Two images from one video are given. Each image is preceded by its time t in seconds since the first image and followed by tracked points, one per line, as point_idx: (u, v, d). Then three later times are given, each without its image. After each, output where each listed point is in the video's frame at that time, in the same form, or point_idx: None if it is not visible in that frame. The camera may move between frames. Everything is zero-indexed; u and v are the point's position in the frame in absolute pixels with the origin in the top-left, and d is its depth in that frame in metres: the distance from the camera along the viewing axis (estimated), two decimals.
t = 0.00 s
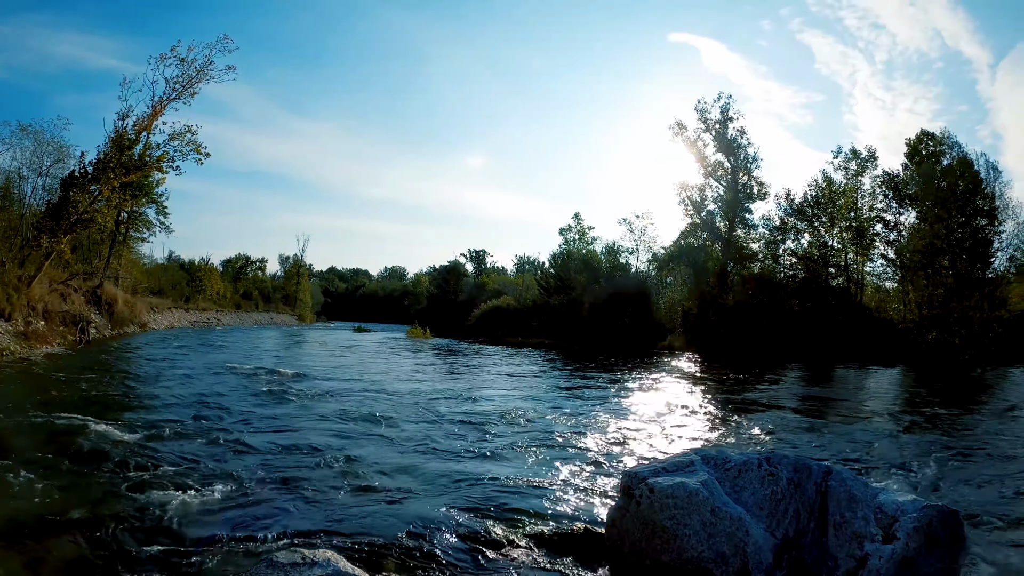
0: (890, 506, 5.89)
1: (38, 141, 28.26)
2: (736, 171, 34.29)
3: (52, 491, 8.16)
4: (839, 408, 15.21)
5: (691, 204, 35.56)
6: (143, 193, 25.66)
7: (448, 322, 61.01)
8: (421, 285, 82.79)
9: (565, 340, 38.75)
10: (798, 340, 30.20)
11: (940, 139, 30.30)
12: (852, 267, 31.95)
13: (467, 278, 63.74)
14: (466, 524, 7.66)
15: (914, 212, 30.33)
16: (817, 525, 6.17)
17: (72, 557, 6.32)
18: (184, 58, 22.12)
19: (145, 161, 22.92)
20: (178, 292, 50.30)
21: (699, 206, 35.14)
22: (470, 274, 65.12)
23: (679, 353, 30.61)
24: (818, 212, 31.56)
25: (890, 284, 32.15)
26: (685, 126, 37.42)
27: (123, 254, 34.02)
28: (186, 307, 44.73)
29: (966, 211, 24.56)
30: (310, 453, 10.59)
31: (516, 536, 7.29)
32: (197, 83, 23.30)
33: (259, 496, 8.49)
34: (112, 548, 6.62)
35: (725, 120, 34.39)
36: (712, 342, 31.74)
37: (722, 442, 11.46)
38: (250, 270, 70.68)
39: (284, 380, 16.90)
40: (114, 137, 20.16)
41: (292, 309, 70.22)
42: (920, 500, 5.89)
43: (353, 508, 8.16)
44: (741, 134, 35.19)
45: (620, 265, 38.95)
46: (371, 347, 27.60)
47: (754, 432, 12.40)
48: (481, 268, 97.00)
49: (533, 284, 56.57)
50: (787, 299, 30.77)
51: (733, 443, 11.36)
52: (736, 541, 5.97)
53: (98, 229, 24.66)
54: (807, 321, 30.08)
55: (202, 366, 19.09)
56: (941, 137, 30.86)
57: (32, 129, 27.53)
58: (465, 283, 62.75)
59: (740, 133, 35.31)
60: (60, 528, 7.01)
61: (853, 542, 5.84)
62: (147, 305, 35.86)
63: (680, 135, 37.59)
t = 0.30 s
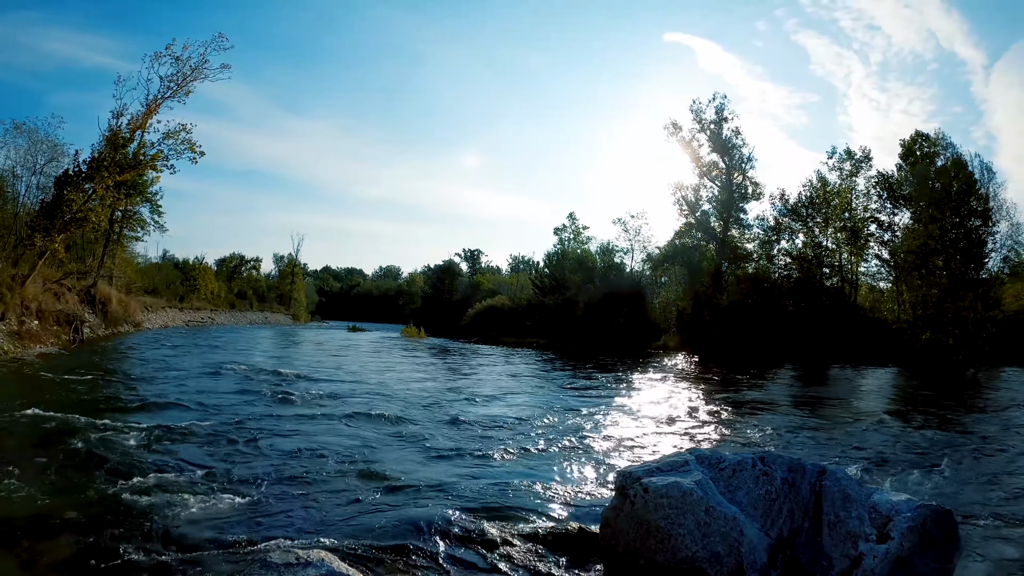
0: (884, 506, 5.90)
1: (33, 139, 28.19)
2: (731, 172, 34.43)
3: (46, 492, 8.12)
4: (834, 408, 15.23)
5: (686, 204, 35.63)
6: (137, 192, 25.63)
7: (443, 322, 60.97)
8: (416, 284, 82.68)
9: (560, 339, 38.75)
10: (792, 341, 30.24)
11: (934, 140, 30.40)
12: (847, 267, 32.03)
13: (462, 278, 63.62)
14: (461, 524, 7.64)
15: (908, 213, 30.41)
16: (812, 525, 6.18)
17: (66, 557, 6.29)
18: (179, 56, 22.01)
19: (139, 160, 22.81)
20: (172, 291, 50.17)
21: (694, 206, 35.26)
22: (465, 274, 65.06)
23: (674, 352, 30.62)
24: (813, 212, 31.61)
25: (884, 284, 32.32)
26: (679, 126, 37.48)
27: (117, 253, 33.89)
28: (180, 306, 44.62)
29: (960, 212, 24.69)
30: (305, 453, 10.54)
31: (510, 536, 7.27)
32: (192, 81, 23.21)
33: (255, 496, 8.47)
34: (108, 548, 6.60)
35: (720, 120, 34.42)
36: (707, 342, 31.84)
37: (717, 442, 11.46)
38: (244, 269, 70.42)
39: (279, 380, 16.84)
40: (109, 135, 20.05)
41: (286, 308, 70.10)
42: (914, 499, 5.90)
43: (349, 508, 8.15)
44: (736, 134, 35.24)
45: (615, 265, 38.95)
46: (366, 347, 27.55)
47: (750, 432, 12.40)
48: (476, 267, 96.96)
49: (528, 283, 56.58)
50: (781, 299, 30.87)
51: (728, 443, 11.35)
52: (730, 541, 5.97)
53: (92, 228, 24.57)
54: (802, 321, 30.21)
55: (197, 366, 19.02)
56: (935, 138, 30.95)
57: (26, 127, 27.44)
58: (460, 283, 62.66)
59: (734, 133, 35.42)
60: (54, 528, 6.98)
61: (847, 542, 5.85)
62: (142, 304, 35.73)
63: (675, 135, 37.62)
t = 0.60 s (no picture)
0: (878, 504, 5.94)
1: (26, 138, 28.03)
2: (725, 172, 34.52)
3: (40, 491, 8.09)
4: (827, 408, 15.21)
5: (680, 204, 35.77)
6: (131, 191, 25.52)
7: (437, 322, 60.91)
8: (410, 284, 82.60)
9: (554, 339, 38.78)
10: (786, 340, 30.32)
11: (929, 141, 30.45)
12: (841, 267, 32.18)
13: (456, 277, 63.58)
14: (454, 523, 7.63)
15: (902, 213, 30.52)
16: (805, 523, 6.19)
17: (60, 556, 6.28)
18: (173, 54, 21.88)
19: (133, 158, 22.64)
20: (166, 291, 49.98)
21: (689, 206, 35.46)
22: (459, 274, 64.98)
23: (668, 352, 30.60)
24: (807, 212, 31.71)
25: (878, 284, 32.43)
26: (674, 126, 37.46)
27: (111, 253, 33.74)
28: (174, 305, 44.46)
29: (953, 212, 24.63)
30: (298, 453, 10.51)
31: (504, 535, 7.27)
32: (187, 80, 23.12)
33: (249, 496, 8.43)
34: (101, 548, 6.59)
35: (715, 120, 34.50)
36: (701, 342, 31.66)
37: (711, 442, 11.47)
38: (238, 268, 70.09)
39: (272, 380, 16.79)
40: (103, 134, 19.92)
41: (280, 308, 69.94)
42: (907, 498, 5.94)
43: (343, 507, 8.14)
44: (730, 135, 35.33)
45: (609, 264, 38.93)
46: (360, 346, 27.51)
47: (742, 432, 12.40)
48: (470, 267, 96.99)
49: (522, 282, 56.63)
50: (775, 299, 30.98)
51: (722, 443, 11.36)
52: (724, 540, 5.98)
53: (86, 227, 24.43)
54: (796, 320, 30.34)
55: (190, 365, 18.93)
56: (930, 138, 31.06)
57: (19, 125, 27.30)
58: (454, 282, 62.61)
59: (729, 133, 35.50)
60: (47, 527, 6.96)
61: (840, 540, 5.87)
62: (135, 303, 35.58)
63: (669, 135, 37.69)
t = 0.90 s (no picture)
0: (871, 503, 5.95)
1: (18, 136, 27.85)
2: (719, 171, 34.60)
3: (32, 492, 8.03)
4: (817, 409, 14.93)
5: (674, 204, 35.83)
6: (123, 189, 25.37)
7: (430, 320, 60.82)
8: (404, 283, 82.49)
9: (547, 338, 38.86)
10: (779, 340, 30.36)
11: (922, 141, 30.57)
12: (834, 267, 32.00)
13: (450, 276, 63.50)
14: (448, 523, 7.61)
15: (895, 213, 30.63)
16: (798, 522, 6.21)
17: (54, 556, 6.24)
18: (166, 52, 21.75)
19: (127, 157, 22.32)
20: (158, 289, 49.74)
21: (682, 205, 35.47)
22: (452, 272, 64.84)
23: (660, 351, 30.30)
24: (800, 211, 31.83)
25: (871, 283, 32.36)
26: (668, 126, 37.43)
27: (104, 251, 33.51)
28: (167, 304, 44.25)
29: (946, 212, 24.82)
30: (291, 453, 10.45)
31: (498, 535, 7.26)
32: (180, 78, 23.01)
33: (242, 495, 8.40)
34: (95, 548, 6.55)
35: (708, 120, 34.56)
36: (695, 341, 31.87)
37: (704, 441, 11.48)
38: (230, 267, 69.69)
39: (265, 379, 16.71)
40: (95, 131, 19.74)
41: (273, 306, 69.75)
42: (899, 497, 5.96)
43: (335, 506, 8.14)
44: (724, 134, 35.39)
45: (602, 263, 38.87)
46: (354, 345, 27.44)
47: (735, 431, 12.39)
48: (464, 266, 96.93)
49: (514, 281, 56.60)
50: (769, 298, 31.05)
51: (715, 442, 11.37)
52: (717, 539, 5.97)
53: (78, 225, 24.25)
54: (789, 320, 30.45)
55: (182, 365, 18.82)
56: (922, 139, 31.20)
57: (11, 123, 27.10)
58: (447, 281, 62.50)
59: (723, 133, 35.58)
60: (40, 528, 6.90)
61: (833, 539, 5.89)
62: (128, 302, 35.39)
63: (663, 134, 37.69)
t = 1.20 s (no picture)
0: (863, 501, 5.95)
1: (9, 133, 27.61)
2: (712, 170, 34.68)
3: (23, 492, 7.96)
4: (808, 409, 14.89)
5: (666, 203, 35.89)
6: (115, 187, 25.19)
7: (423, 319, 60.77)
8: (397, 282, 82.36)
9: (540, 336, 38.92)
10: (771, 339, 30.39)
11: (914, 141, 30.68)
12: (826, 265, 32.35)
13: (442, 274, 63.37)
14: (440, 522, 7.58)
15: (886, 213, 30.74)
16: (790, 521, 6.22)
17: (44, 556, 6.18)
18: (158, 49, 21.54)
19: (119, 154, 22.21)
20: (150, 288, 49.49)
21: (675, 204, 35.58)
22: (445, 271, 64.71)
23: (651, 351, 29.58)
24: (792, 211, 31.99)
25: (863, 283, 32.48)
26: (661, 125, 37.42)
27: (96, 249, 33.31)
28: (158, 303, 44.05)
29: (938, 212, 24.90)
30: (283, 452, 10.39)
31: (491, 534, 7.25)
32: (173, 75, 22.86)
33: (235, 494, 8.35)
34: (85, 547, 6.49)
35: (701, 119, 34.62)
36: (687, 340, 31.93)
37: (697, 439, 11.49)
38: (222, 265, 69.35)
39: (257, 378, 16.63)
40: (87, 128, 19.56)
41: (266, 305, 69.53)
42: (891, 495, 5.97)
43: (328, 505, 8.09)
44: (717, 134, 35.49)
45: (595, 262, 38.91)
46: (346, 344, 27.37)
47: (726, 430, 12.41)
48: (456, 264, 96.90)
49: (507, 280, 56.59)
50: (761, 298, 31.13)
51: (707, 441, 11.40)
52: (709, 537, 5.99)
53: (70, 223, 24.06)
54: (780, 319, 30.34)
55: (174, 363, 18.73)
56: (915, 139, 31.33)
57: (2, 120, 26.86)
58: (440, 278, 62.36)
59: (716, 132, 35.61)
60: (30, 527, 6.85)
61: (825, 537, 5.89)
62: (119, 300, 35.20)
63: (656, 134, 37.72)
